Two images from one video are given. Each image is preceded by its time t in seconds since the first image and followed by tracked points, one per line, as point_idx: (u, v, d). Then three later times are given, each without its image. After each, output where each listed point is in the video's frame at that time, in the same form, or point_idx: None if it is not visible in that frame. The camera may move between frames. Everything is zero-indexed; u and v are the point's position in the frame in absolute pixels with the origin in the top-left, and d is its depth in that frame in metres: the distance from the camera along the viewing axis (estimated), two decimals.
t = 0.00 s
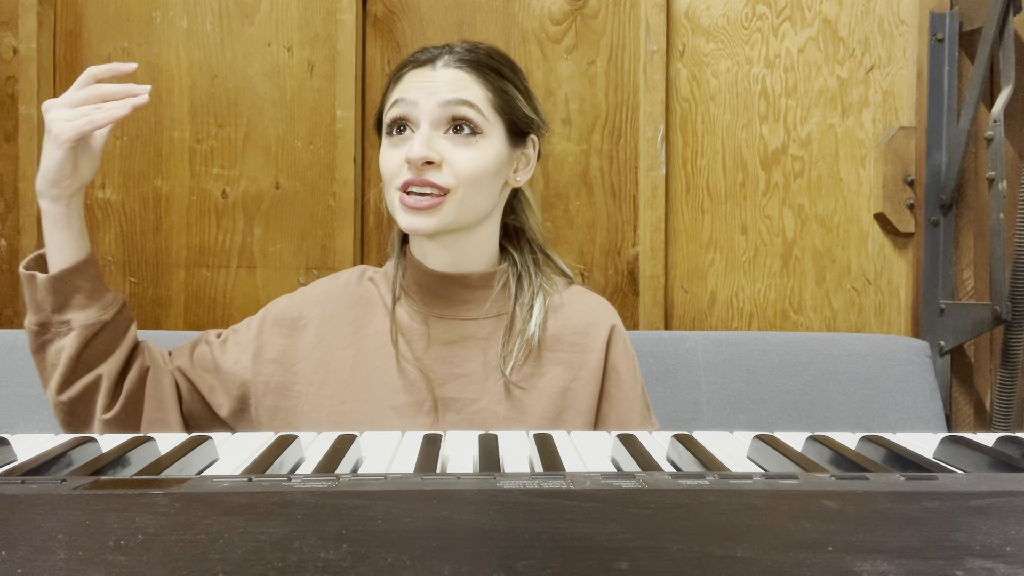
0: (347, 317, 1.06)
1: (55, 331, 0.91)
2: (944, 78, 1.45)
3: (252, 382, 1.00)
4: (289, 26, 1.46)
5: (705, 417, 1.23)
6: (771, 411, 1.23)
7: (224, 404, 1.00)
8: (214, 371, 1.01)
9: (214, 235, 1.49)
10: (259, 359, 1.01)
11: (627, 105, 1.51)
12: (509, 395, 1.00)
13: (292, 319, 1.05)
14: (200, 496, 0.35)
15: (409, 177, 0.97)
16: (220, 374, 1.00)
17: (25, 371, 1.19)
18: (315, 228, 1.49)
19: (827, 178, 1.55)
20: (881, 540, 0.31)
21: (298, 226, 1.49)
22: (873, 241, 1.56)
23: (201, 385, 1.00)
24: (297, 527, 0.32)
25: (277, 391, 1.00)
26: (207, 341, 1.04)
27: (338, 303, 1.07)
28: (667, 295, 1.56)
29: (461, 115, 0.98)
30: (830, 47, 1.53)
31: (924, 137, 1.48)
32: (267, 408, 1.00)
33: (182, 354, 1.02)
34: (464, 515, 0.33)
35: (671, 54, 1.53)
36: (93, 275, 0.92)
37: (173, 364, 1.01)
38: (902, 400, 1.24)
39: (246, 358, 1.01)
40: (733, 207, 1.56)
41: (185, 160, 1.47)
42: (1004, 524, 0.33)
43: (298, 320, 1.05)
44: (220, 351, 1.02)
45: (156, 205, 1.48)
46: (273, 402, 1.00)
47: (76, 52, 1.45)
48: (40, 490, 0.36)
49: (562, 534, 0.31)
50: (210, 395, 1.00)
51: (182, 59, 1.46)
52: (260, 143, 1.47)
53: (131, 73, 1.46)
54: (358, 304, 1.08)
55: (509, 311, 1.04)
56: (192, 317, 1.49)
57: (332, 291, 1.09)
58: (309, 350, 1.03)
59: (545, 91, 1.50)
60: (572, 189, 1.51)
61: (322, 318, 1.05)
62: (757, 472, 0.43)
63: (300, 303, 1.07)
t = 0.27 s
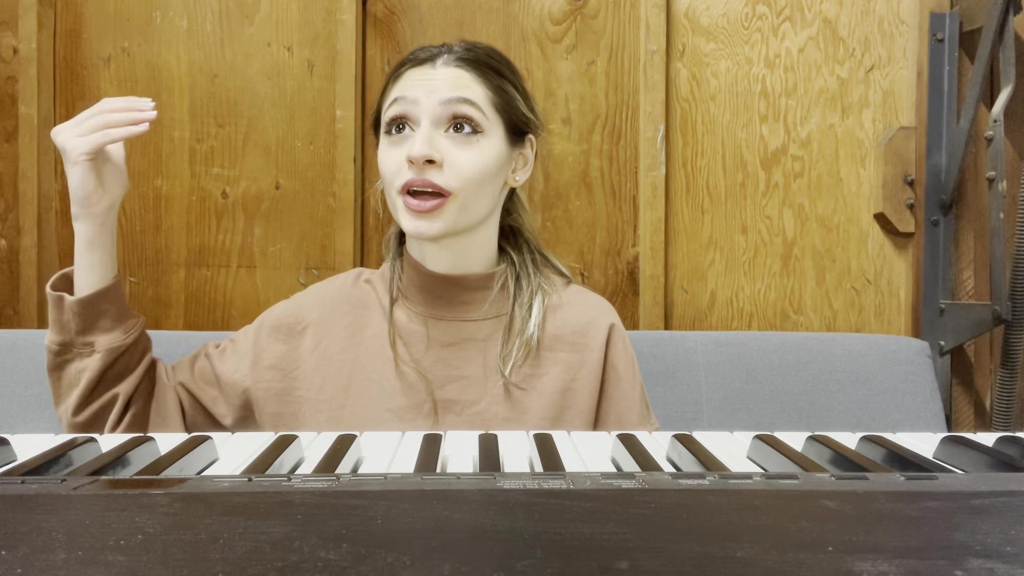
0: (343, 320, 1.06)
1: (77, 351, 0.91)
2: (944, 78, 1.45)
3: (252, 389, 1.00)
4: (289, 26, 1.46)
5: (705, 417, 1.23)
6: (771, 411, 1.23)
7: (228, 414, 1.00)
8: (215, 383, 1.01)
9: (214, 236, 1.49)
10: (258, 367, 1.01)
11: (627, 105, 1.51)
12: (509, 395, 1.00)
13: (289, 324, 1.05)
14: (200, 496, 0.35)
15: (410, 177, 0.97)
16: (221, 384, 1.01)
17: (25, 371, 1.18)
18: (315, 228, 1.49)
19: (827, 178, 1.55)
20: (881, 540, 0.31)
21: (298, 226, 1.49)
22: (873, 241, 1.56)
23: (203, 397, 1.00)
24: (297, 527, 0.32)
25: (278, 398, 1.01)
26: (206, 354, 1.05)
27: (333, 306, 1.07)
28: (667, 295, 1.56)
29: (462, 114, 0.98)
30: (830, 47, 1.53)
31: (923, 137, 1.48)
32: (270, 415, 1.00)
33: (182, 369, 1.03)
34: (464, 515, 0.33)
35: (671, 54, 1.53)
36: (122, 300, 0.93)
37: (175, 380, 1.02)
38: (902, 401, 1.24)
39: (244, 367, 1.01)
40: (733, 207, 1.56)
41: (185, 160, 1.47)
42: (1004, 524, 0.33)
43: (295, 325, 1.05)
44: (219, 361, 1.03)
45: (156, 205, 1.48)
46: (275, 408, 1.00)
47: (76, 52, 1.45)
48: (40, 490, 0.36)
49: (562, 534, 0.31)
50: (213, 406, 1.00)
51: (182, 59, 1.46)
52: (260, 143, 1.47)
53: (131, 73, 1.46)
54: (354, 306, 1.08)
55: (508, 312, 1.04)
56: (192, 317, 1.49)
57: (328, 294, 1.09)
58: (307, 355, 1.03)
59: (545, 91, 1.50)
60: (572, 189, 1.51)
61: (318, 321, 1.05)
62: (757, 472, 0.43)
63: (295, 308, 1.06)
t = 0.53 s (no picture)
0: (341, 324, 1.06)
1: (118, 383, 0.89)
2: (944, 78, 1.45)
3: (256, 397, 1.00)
4: (289, 26, 1.46)
5: (705, 417, 1.23)
6: (771, 411, 1.23)
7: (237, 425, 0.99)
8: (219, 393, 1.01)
9: (214, 235, 1.49)
10: (259, 374, 1.01)
11: (627, 104, 1.51)
12: (510, 397, 1.00)
13: (287, 330, 1.05)
14: (200, 496, 0.35)
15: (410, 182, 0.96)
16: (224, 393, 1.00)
17: (25, 371, 1.18)
18: (315, 228, 1.49)
19: (827, 178, 1.55)
20: (882, 540, 0.31)
21: (298, 226, 1.49)
22: (873, 241, 1.56)
23: (211, 411, 0.99)
24: (298, 527, 0.32)
25: (284, 404, 1.01)
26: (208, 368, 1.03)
27: (330, 309, 1.07)
28: (667, 295, 1.56)
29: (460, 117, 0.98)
30: (830, 47, 1.53)
31: (924, 137, 1.48)
32: (276, 420, 1.00)
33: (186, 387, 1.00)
34: (463, 515, 0.33)
35: (671, 54, 1.53)
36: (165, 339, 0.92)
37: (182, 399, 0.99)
38: (902, 400, 1.24)
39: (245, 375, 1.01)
40: (733, 207, 1.56)
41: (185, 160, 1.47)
42: (1005, 524, 0.33)
43: (293, 330, 1.05)
44: (219, 369, 1.02)
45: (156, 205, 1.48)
46: (279, 414, 1.00)
47: (76, 52, 1.45)
48: (40, 490, 0.36)
49: (562, 534, 0.31)
50: (222, 418, 0.99)
51: (182, 59, 1.46)
52: (260, 143, 1.47)
53: (131, 73, 1.46)
54: (351, 308, 1.08)
55: (509, 314, 1.03)
56: (191, 317, 1.49)
57: (323, 299, 1.09)
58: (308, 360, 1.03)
59: (545, 91, 1.50)
60: (572, 189, 1.51)
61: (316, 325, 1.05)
62: (757, 472, 0.43)
63: (292, 313, 1.06)
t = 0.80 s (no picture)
0: (330, 337, 1.06)
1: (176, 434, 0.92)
2: (944, 78, 1.45)
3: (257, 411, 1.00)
4: (289, 26, 1.46)
5: (704, 418, 1.23)
6: (771, 412, 1.23)
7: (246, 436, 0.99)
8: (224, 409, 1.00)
9: (214, 236, 1.49)
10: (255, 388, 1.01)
11: (627, 104, 1.51)
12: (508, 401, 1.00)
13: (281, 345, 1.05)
14: (200, 496, 0.35)
15: (411, 193, 0.96)
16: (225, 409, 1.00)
17: (25, 372, 1.18)
18: (315, 227, 1.49)
19: (827, 178, 1.55)
20: (882, 539, 0.31)
21: (298, 226, 1.49)
22: (873, 241, 1.56)
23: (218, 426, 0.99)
24: (297, 527, 0.32)
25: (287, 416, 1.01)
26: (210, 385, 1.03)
27: (319, 323, 1.07)
28: (667, 295, 1.56)
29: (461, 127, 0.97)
30: (830, 47, 1.54)
31: (924, 137, 1.48)
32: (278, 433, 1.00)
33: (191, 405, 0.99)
34: (463, 515, 0.33)
35: (671, 54, 1.53)
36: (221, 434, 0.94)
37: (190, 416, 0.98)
38: (902, 401, 1.24)
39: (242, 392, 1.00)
40: (733, 207, 1.56)
41: (185, 160, 1.47)
42: (1004, 524, 0.33)
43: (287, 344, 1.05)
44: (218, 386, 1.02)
45: (156, 205, 1.48)
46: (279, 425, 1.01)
47: (76, 52, 1.45)
48: (40, 490, 0.36)
49: (562, 534, 0.31)
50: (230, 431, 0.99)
51: (182, 59, 1.46)
52: (260, 143, 1.47)
53: (131, 73, 1.46)
54: (340, 322, 1.07)
55: (504, 320, 1.03)
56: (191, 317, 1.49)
57: (314, 312, 1.08)
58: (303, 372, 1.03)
59: (545, 91, 1.50)
60: (572, 189, 1.51)
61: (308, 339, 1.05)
62: (757, 471, 0.43)
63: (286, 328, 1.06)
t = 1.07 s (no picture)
0: (331, 337, 1.06)
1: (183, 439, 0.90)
2: (944, 78, 1.45)
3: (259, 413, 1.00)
4: (289, 26, 1.46)
5: (704, 417, 1.23)
6: (771, 411, 1.23)
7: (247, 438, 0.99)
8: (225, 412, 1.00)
9: (214, 236, 1.49)
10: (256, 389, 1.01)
11: (627, 105, 1.51)
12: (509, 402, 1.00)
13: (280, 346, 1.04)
14: (200, 496, 0.35)
15: (408, 195, 0.96)
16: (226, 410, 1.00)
17: (25, 372, 1.18)
18: (315, 227, 1.49)
19: (827, 178, 1.55)
20: (882, 539, 0.31)
21: (298, 226, 1.49)
22: (873, 241, 1.55)
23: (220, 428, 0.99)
24: (297, 527, 0.32)
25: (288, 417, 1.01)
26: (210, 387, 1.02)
27: (319, 324, 1.07)
28: (667, 295, 1.56)
29: (458, 128, 0.97)
30: (830, 47, 1.54)
31: (924, 137, 1.48)
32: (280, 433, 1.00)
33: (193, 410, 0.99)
34: (464, 515, 0.33)
35: (671, 54, 1.53)
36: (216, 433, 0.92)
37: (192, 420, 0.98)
38: (902, 401, 1.24)
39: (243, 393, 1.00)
40: (732, 207, 1.56)
41: (185, 160, 1.47)
42: (1004, 524, 0.33)
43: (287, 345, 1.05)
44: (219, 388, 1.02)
45: (156, 205, 1.48)
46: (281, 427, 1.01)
47: (76, 52, 1.45)
48: (40, 490, 0.36)
49: (562, 533, 0.31)
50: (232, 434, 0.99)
51: (182, 59, 1.46)
52: (260, 143, 1.47)
53: (131, 73, 1.46)
54: (339, 323, 1.07)
55: (505, 320, 1.03)
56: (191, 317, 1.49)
57: (313, 313, 1.08)
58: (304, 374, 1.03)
59: (545, 91, 1.50)
60: (572, 189, 1.51)
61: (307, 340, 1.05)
62: (757, 471, 0.43)
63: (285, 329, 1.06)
